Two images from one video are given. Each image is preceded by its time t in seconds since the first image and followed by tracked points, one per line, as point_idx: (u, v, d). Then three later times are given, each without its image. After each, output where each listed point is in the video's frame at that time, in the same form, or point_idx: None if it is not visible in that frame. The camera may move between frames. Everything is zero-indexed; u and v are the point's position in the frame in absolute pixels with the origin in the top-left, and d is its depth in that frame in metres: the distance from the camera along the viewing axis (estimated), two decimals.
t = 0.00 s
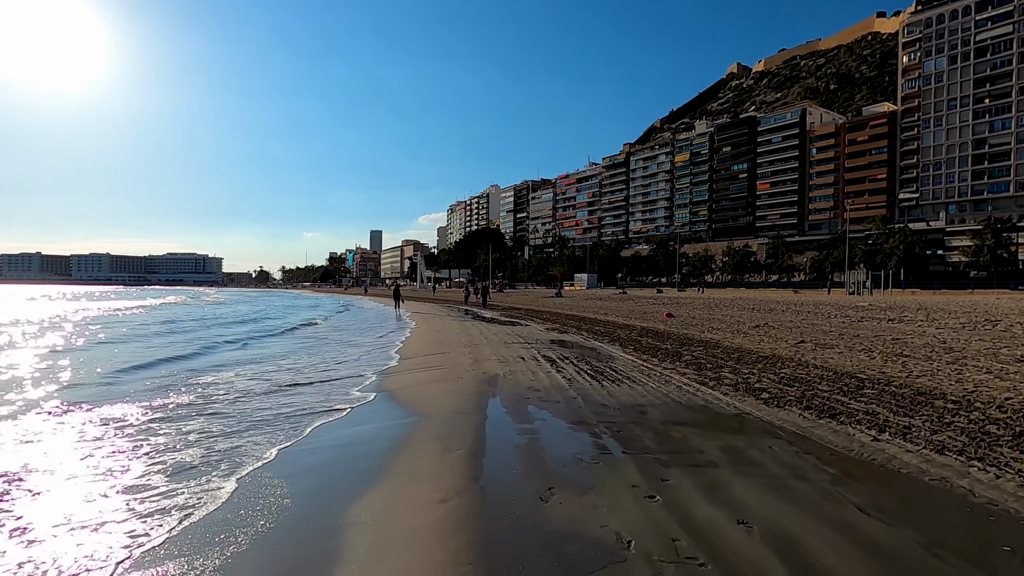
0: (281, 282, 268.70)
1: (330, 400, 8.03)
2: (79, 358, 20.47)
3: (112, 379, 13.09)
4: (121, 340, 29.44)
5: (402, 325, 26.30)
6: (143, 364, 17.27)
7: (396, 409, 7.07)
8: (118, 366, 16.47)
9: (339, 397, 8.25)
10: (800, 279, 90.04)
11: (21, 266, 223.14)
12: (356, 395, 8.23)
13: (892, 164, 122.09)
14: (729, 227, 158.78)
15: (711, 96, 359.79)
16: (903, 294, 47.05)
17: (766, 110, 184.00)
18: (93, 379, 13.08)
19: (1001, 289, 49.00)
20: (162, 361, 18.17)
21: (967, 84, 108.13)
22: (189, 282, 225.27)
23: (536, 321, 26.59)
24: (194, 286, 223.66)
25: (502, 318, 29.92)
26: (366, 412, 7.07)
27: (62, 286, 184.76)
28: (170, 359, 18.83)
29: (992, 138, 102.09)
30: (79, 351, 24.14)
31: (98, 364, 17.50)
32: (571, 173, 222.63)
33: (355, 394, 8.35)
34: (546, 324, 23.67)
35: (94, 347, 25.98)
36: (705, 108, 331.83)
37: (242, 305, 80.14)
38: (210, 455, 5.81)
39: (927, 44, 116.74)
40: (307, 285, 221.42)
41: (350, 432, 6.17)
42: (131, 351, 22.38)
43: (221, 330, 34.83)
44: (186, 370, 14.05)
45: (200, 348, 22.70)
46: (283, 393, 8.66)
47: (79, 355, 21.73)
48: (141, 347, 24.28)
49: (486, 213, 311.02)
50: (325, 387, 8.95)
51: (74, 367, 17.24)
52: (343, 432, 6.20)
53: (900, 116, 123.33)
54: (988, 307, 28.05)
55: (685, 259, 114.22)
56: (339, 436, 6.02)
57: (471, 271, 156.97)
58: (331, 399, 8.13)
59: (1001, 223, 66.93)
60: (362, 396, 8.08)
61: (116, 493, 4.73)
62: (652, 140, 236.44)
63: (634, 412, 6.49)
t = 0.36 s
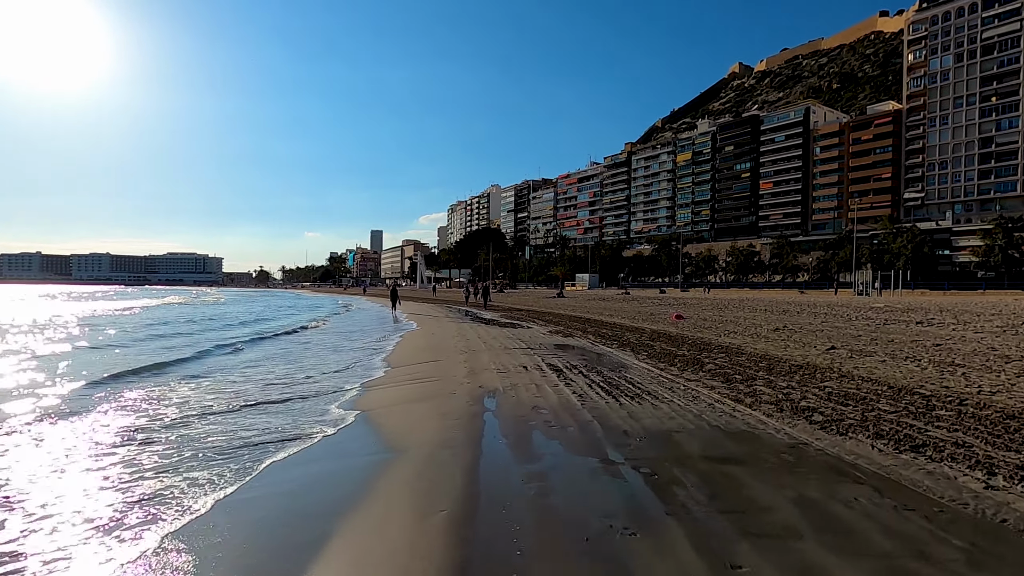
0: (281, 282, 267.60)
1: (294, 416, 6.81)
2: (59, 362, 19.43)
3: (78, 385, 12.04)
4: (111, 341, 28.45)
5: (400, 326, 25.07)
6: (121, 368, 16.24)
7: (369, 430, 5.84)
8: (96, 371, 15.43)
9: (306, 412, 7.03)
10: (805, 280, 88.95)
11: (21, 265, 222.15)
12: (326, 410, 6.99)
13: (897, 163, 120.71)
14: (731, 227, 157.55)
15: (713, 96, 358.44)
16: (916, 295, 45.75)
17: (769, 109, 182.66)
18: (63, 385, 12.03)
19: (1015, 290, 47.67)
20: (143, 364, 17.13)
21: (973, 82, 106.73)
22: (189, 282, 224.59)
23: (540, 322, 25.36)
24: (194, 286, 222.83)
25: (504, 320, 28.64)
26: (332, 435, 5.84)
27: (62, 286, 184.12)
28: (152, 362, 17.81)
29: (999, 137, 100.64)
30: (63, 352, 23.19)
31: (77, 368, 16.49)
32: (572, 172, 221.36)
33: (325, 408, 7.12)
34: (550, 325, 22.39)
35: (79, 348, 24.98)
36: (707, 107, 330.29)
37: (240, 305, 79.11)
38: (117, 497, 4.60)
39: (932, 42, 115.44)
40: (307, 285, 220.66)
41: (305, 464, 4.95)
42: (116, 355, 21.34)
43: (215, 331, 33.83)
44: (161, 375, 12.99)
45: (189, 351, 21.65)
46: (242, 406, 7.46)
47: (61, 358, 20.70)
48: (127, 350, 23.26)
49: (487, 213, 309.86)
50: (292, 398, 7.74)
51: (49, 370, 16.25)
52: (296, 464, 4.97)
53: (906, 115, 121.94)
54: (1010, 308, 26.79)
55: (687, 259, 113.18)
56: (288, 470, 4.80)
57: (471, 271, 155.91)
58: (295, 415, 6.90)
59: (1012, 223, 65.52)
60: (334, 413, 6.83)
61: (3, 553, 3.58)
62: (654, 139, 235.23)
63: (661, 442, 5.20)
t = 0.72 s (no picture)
0: (276, 282, 265.53)
1: (220, 447, 5.52)
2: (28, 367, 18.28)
3: (23, 395, 10.81)
4: (91, 343, 27.24)
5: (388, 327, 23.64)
6: (82, 375, 14.94)
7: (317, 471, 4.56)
8: (62, 378, 14.30)
9: (237, 438, 5.75)
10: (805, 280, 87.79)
11: (13, 264, 219.60)
12: (260, 437, 5.73)
13: (896, 162, 119.85)
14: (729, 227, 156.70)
15: (710, 96, 357.27)
16: (922, 295, 44.62)
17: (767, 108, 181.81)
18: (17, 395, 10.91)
19: (1022, 291, 46.55)
20: (110, 371, 15.87)
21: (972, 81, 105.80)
22: (183, 282, 222.45)
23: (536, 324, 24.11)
24: (188, 286, 220.67)
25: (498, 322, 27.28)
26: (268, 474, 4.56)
27: (53, 285, 181.87)
28: (120, 371, 16.52)
29: (998, 136, 99.67)
30: (33, 357, 21.93)
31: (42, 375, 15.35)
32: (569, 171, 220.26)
33: (259, 434, 5.85)
34: (548, 327, 21.03)
35: (53, 351, 23.73)
36: (704, 106, 329.53)
37: (233, 305, 77.79)
38: None
39: (931, 40, 114.50)
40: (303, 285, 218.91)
41: (216, 524, 3.63)
42: (91, 359, 20.16)
43: (199, 333, 32.46)
44: (113, 381, 11.65)
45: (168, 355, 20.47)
46: (166, 429, 6.25)
47: (32, 363, 19.54)
48: (104, 354, 22.10)
49: (484, 212, 308.36)
50: (228, 422, 6.47)
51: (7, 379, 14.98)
52: (206, 523, 3.64)
53: (905, 114, 121.00)
54: None
55: (686, 259, 112.03)
56: (191, 533, 3.49)
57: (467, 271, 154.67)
58: (227, 443, 5.61)
59: (1016, 222, 64.38)
60: (269, 442, 5.54)
61: None
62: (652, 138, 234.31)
63: (689, 491, 3.99)
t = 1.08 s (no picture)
0: (277, 282, 264.43)
1: (126, 497, 4.18)
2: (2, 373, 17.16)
3: None
4: (78, 347, 26.12)
5: (384, 330, 22.25)
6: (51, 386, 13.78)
7: (247, 547, 3.21)
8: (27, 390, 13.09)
9: (151, 484, 4.39)
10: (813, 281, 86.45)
11: (16, 262, 218.43)
12: (186, 480, 4.44)
13: (904, 162, 118.08)
14: (734, 228, 155.19)
15: (714, 96, 355.53)
16: (939, 297, 43.03)
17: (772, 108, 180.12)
18: None
19: None
20: (83, 380, 14.64)
21: (982, 81, 104.10)
22: (185, 281, 221.55)
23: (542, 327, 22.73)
24: (189, 286, 219.97)
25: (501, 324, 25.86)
26: (179, 552, 3.21)
27: (56, 284, 181.77)
28: (93, 379, 15.26)
29: (1009, 136, 97.85)
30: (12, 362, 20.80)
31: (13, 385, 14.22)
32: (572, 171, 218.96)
33: (186, 476, 4.56)
34: (554, 331, 19.65)
35: (35, 356, 22.64)
36: (708, 107, 327.77)
37: (232, 305, 76.75)
38: None
39: (940, 39, 112.60)
40: (305, 285, 218.03)
41: None
42: (72, 365, 19.04)
43: (191, 334, 31.29)
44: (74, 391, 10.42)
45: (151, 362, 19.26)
46: (64, 469, 4.92)
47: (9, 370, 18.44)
48: (88, 359, 20.98)
49: (486, 213, 307.19)
50: (150, 458, 5.12)
51: None
52: None
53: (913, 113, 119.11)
54: None
55: (691, 260, 110.83)
56: None
57: (469, 271, 153.42)
58: (135, 492, 4.26)
59: None
60: (202, 489, 4.25)
61: None
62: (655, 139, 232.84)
63: None
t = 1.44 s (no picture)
0: (279, 281, 263.73)
1: None
2: None
3: None
4: (63, 344, 25.09)
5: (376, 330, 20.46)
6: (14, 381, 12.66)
7: None
8: None
9: None
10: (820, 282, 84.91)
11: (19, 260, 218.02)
12: (34, 554, 3.12)
13: (913, 162, 116.25)
14: (738, 228, 153.62)
15: (719, 96, 353.28)
16: (957, 300, 41.45)
17: (777, 107, 178.34)
18: None
19: None
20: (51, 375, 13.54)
21: (993, 79, 102.40)
22: (187, 279, 220.95)
23: (548, 329, 21.22)
24: (191, 284, 219.37)
25: (503, 326, 24.25)
26: None
27: (56, 281, 181.15)
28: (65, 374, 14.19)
29: (1020, 136, 96.07)
30: None
31: None
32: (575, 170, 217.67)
33: (38, 547, 3.23)
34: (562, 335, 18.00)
35: (16, 352, 21.68)
36: (712, 106, 325.88)
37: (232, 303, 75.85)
38: None
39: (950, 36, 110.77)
40: (307, 284, 217.21)
41: None
42: (49, 362, 17.99)
43: (181, 335, 30.02)
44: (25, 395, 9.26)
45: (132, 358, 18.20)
46: None
47: None
48: (69, 356, 19.97)
49: (489, 212, 305.98)
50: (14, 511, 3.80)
51: None
52: None
53: (922, 112, 117.28)
54: None
55: (696, 260, 109.40)
56: None
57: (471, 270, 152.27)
58: None
59: None
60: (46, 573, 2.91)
61: None
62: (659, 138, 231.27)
63: None
